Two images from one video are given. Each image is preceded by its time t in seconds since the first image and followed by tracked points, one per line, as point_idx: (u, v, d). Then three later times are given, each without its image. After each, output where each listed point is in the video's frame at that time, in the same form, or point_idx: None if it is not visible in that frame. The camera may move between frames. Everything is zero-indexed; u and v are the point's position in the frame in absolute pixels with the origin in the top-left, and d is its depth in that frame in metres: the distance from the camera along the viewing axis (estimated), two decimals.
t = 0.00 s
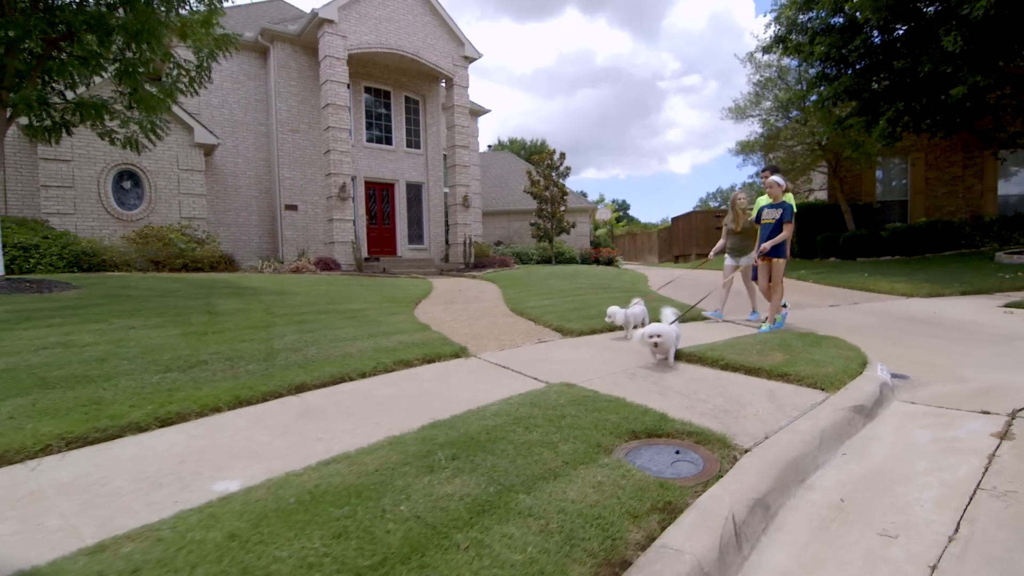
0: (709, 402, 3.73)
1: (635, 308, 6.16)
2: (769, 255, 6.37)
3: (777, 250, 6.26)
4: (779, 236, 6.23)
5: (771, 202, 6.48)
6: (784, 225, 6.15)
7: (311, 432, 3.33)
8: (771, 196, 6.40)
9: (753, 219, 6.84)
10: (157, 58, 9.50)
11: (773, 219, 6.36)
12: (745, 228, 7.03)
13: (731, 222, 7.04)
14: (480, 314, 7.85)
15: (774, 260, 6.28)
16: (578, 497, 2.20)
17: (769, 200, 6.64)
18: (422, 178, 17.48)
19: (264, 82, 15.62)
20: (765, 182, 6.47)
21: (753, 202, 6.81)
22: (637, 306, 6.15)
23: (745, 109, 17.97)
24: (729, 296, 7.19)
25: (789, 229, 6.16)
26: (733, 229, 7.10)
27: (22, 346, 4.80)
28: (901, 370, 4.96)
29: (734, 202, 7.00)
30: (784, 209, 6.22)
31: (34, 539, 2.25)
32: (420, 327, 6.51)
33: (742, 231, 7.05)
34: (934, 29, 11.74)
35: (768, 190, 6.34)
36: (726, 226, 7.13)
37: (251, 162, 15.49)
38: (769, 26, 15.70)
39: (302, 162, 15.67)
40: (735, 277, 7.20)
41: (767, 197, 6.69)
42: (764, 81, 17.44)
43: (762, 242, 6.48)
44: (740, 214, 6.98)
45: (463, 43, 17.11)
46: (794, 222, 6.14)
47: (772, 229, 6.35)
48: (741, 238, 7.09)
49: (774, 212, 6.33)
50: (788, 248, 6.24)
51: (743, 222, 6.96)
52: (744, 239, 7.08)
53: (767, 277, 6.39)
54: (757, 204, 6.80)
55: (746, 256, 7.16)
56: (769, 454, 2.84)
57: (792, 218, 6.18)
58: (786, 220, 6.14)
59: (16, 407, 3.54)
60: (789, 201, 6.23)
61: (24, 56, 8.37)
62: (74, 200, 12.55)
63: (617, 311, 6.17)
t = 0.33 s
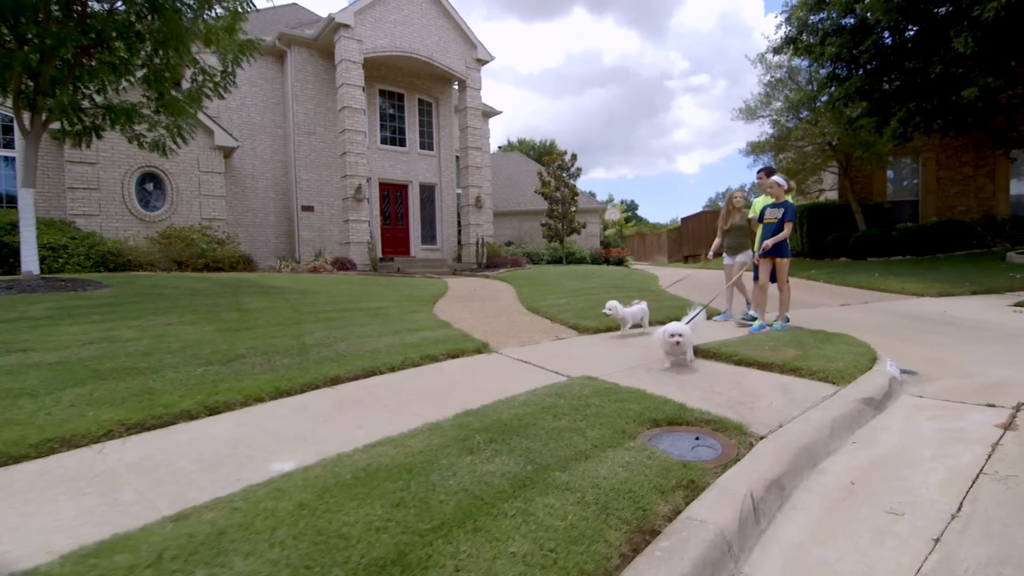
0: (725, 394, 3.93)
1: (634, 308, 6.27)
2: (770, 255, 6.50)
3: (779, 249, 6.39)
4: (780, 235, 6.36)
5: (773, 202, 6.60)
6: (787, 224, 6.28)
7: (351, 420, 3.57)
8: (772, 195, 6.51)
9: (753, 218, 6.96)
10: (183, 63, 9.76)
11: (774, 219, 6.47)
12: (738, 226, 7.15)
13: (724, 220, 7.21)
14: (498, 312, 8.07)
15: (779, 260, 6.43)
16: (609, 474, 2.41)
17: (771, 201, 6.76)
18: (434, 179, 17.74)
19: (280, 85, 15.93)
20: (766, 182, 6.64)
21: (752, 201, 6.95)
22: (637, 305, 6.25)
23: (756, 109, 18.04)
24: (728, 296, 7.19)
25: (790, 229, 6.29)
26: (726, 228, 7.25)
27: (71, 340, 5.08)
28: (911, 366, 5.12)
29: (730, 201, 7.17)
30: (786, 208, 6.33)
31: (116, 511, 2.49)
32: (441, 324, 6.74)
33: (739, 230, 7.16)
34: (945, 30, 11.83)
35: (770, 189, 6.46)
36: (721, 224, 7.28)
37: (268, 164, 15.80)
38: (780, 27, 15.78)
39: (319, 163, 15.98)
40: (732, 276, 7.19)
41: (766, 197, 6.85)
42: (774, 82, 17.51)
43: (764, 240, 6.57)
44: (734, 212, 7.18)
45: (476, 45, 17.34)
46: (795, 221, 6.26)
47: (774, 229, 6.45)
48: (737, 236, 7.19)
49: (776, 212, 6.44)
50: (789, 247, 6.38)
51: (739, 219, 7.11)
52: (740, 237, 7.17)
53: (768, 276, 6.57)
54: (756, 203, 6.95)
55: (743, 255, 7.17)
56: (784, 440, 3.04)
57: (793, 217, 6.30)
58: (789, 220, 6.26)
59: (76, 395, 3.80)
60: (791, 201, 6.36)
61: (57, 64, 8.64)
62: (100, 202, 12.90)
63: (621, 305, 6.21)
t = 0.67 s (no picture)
0: (746, 388, 4.10)
1: (644, 307, 6.36)
2: (776, 257, 6.50)
3: (784, 251, 6.41)
4: (786, 237, 6.40)
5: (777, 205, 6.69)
6: (791, 226, 6.35)
7: (392, 410, 3.80)
8: (776, 198, 6.63)
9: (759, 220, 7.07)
10: (216, 70, 10.12)
11: (779, 221, 6.54)
12: (743, 227, 7.29)
13: (730, 221, 7.36)
14: (519, 311, 8.29)
15: (780, 262, 6.45)
16: (642, 457, 2.62)
17: (775, 203, 6.86)
18: (452, 181, 18.01)
19: (303, 90, 16.31)
20: (769, 184, 6.78)
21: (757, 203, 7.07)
22: (648, 305, 6.30)
23: (773, 110, 18.03)
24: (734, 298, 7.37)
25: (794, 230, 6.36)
26: (734, 230, 7.37)
27: (121, 335, 5.38)
28: (928, 364, 5.24)
29: (736, 203, 7.31)
30: (789, 210, 6.42)
31: (190, 487, 2.73)
32: (466, 322, 6.98)
33: (745, 231, 7.29)
34: (964, 31, 11.84)
35: (774, 192, 6.60)
36: (728, 225, 7.44)
37: (291, 167, 16.18)
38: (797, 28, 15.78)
39: (340, 166, 16.32)
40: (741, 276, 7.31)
41: (770, 200, 6.98)
42: (791, 82, 17.50)
43: (769, 243, 6.60)
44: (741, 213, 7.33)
45: (493, 49, 17.58)
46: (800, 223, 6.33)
47: (780, 230, 6.51)
48: (743, 237, 7.28)
49: (779, 214, 6.52)
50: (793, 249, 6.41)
51: (744, 220, 7.25)
52: (745, 238, 7.27)
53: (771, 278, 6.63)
54: (761, 205, 7.06)
55: (748, 256, 7.26)
56: (804, 430, 3.21)
57: (797, 219, 6.39)
58: (792, 221, 6.34)
59: (136, 386, 4.08)
60: (794, 204, 6.46)
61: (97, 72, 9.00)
62: (131, 203, 13.31)
63: (635, 303, 6.24)
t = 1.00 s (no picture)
0: (772, 386, 4.25)
1: (654, 310, 6.43)
2: (792, 257, 6.53)
3: (801, 251, 6.44)
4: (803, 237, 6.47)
5: (790, 206, 6.81)
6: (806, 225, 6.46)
7: (433, 402, 4.03)
8: (790, 199, 6.74)
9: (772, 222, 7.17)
10: (250, 75, 10.48)
11: (793, 222, 6.66)
12: (756, 230, 7.31)
13: (743, 224, 7.43)
14: (543, 311, 8.48)
15: (795, 261, 6.47)
16: (676, 445, 2.81)
17: (788, 205, 6.96)
18: (473, 183, 18.27)
19: (329, 94, 16.71)
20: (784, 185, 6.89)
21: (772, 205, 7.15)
22: (658, 307, 6.38)
23: (795, 112, 17.97)
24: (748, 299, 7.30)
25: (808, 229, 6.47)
26: (746, 233, 7.38)
27: (171, 330, 5.71)
28: (952, 365, 5.31)
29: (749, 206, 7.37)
30: (802, 211, 6.55)
31: (258, 467, 2.98)
32: (493, 321, 7.20)
33: (757, 233, 7.30)
34: (991, 31, 11.76)
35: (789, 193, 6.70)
36: (741, 229, 7.46)
37: (317, 169, 16.58)
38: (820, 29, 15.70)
39: (365, 168, 16.67)
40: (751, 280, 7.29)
41: (784, 202, 7.07)
42: (814, 83, 17.42)
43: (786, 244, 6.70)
44: (755, 218, 7.43)
45: (515, 52, 17.81)
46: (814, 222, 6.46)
47: (794, 232, 6.62)
48: (755, 240, 7.29)
49: (793, 215, 6.64)
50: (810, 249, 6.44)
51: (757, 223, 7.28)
52: (756, 241, 7.27)
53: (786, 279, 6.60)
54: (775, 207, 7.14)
55: (758, 259, 7.26)
56: (829, 425, 3.36)
57: (812, 219, 6.51)
58: (806, 221, 6.46)
59: (193, 376, 4.37)
60: (807, 204, 6.58)
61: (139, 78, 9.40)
62: (166, 205, 13.75)
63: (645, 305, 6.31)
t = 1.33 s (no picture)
0: (795, 384, 4.37)
1: (660, 312, 6.53)
2: (803, 260, 6.61)
3: (811, 253, 6.52)
4: (811, 238, 6.49)
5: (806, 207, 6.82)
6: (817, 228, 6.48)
7: (468, 396, 4.23)
8: (807, 200, 6.77)
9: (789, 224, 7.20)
10: (283, 81, 10.82)
11: (805, 224, 6.65)
12: (771, 233, 7.37)
13: (758, 226, 7.45)
14: (566, 311, 8.64)
15: (808, 265, 6.56)
16: (706, 437, 2.98)
17: (805, 206, 6.98)
18: (494, 184, 18.49)
19: (354, 97, 17.07)
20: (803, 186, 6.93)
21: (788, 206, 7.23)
22: (663, 310, 6.48)
23: (817, 113, 17.86)
24: (757, 300, 7.26)
25: (819, 232, 6.48)
26: (760, 236, 7.47)
27: (215, 326, 6.00)
28: (975, 367, 5.36)
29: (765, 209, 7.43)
30: (816, 213, 6.56)
31: (312, 452, 3.21)
32: (518, 319, 7.39)
33: (773, 236, 7.39)
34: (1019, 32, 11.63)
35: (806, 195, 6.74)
36: (755, 232, 7.54)
37: (342, 171, 16.95)
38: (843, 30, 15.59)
39: (389, 170, 17.00)
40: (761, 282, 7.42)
41: (801, 203, 7.13)
42: (837, 85, 17.29)
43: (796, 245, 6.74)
44: (770, 220, 7.48)
45: (536, 55, 17.98)
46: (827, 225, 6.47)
47: (805, 234, 6.63)
48: (771, 242, 7.39)
49: (807, 216, 6.65)
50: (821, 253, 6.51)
51: (773, 225, 7.34)
52: (772, 244, 7.38)
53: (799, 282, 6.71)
54: (793, 208, 7.22)
55: (774, 262, 7.40)
56: (852, 421, 3.49)
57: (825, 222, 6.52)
58: (817, 224, 6.47)
59: (242, 368, 4.65)
60: (822, 207, 6.59)
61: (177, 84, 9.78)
62: (198, 206, 14.18)
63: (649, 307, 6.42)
